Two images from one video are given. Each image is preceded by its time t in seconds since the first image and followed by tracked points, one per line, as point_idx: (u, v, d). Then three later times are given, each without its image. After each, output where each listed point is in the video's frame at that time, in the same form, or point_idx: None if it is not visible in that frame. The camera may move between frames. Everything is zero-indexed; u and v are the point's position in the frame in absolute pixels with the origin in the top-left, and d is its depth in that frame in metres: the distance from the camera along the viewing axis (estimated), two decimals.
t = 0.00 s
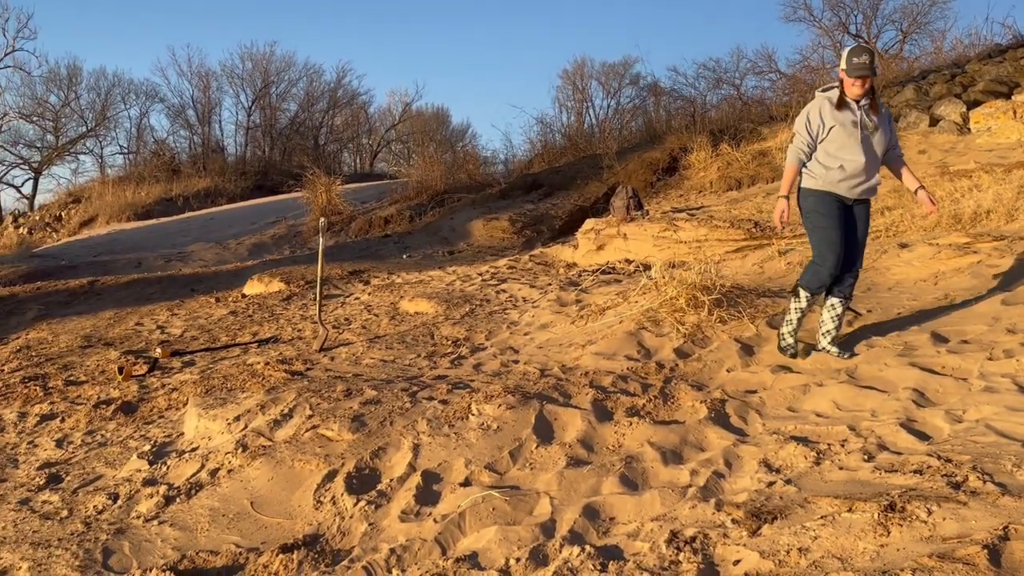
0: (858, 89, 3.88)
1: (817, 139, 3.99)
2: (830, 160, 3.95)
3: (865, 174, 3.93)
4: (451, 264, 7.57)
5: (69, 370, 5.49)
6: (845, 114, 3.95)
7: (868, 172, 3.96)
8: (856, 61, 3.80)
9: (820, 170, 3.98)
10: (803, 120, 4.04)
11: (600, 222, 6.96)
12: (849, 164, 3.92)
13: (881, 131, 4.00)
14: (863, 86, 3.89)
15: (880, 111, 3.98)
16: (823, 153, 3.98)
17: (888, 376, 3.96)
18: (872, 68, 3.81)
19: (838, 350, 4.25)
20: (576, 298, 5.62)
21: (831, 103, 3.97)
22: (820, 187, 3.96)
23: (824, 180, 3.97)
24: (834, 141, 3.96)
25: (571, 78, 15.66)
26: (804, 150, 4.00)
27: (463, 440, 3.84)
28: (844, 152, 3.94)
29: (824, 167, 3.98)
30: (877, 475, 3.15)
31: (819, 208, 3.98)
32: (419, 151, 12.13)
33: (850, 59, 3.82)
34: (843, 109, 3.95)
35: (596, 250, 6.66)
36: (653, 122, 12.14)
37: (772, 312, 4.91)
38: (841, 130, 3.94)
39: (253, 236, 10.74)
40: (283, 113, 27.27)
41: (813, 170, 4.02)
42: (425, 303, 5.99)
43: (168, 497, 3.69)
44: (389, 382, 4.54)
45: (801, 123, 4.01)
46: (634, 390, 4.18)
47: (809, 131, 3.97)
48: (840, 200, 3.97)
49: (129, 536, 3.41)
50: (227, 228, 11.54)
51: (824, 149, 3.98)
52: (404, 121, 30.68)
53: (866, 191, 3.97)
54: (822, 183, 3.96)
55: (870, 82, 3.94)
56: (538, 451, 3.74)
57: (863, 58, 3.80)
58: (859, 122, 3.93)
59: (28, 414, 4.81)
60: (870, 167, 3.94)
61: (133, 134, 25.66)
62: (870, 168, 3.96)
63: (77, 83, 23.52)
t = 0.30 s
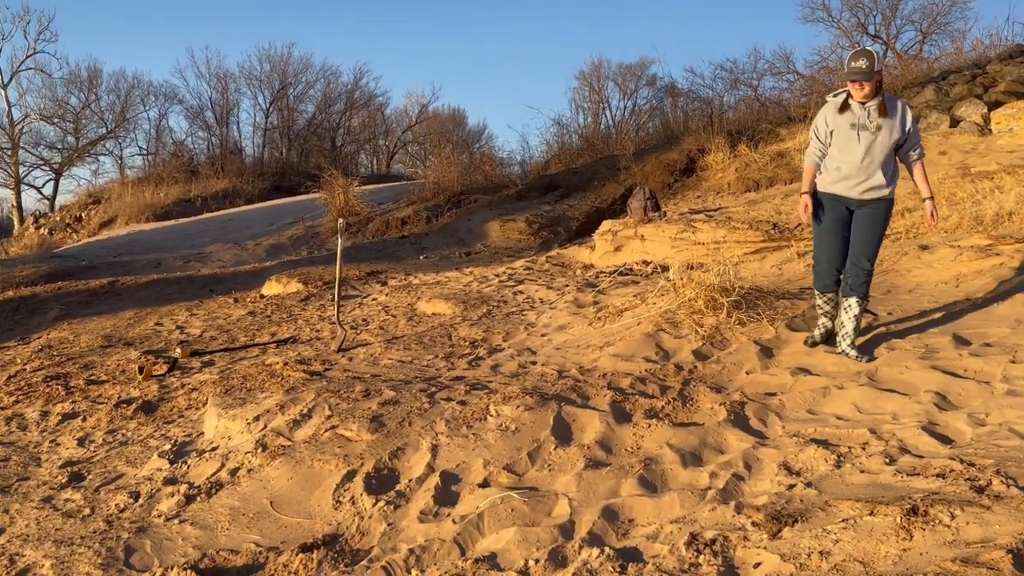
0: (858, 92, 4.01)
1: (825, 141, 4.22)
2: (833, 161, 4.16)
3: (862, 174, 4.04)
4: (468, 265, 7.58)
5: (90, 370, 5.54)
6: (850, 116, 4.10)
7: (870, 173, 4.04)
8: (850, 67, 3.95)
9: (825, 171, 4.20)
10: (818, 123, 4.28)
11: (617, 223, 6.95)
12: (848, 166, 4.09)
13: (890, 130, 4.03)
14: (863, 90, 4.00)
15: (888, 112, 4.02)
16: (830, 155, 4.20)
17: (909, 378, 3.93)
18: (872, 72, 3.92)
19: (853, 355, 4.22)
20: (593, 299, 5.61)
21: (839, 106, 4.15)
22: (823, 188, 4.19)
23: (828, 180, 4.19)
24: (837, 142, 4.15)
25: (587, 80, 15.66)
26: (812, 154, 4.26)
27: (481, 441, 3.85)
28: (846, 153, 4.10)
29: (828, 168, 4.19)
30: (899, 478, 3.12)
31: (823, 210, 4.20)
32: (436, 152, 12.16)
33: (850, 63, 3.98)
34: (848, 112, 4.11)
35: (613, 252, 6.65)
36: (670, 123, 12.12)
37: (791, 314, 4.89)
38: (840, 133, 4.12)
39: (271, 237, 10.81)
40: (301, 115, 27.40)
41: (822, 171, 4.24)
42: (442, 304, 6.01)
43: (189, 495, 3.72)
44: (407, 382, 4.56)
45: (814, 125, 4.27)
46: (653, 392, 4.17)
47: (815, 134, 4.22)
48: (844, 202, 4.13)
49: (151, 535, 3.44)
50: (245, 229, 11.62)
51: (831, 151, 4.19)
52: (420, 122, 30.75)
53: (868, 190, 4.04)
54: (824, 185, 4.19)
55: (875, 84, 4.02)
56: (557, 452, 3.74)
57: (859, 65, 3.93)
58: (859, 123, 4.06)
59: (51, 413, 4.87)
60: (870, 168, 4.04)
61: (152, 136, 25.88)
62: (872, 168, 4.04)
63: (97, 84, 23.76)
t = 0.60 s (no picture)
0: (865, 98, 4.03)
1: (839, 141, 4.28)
2: (845, 162, 4.23)
3: (872, 176, 4.10)
4: (486, 266, 7.60)
5: (113, 370, 5.61)
6: (859, 119, 4.13)
7: (881, 174, 4.09)
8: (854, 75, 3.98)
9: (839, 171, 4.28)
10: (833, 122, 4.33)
11: (635, 224, 6.95)
12: (858, 166, 4.16)
13: (900, 130, 4.04)
14: (869, 94, 4.02)
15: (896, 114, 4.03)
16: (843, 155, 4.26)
17: (932, 382, 3.89)
18: (876, 79, 3.94)
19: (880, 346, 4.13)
20: (611, 301, 5.61)
21: (850, 108, 4.18)
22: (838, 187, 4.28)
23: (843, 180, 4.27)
24: (848, 144, 4.21)
25: (605, 81, 15.67)
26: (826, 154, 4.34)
27: (501, 442, 3.86)
28: (857, 155, 4.16)
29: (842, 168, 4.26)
30: (922, 482, 3.10)
31: (842, 209, 4.27)
32: (454, 153, 12.19)
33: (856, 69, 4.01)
34: (858, 114, 4.14)
35: (632, 253, 6.65)
36: (688, 124, 12.09)
37: (811, 316, 4.86)
38: (850, 134, 4.18)
39: (290, 238, 10.89)
40: (319, 116, 27.55)
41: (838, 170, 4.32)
42: (460, 305, 6.03)
43: (211, 495, 3.76)
44: (427, 383, 4.58)
45: (828, 125, 4.33)
46: (672, 394, 4.16)
47: (828, 135, 4.29)
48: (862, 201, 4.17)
49: (173, 533, 3.48)
50: (264, 231, 11.70)
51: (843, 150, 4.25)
52: (437, 124, 30.84)
53: (879, 189, 4.09)
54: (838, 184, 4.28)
55: (883, 87, 4.02)
56: (577, 454, 3.74)
57: (863, 74, 3.95)
58: (867, 125, 4.10)
59: (74, 412, 4.93)
60: (880, 170, 4.08)
61: (172, 138, 26.12)
62: (883, 170, 4.08)
63: (119, 87, 24.00)
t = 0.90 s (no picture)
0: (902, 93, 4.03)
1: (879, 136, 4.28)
2: (883, 158, 4.23)
3: (908, 172, 4.09)
4: (506, 267, 7.62)
5: (136, 369, 5.67)
6: (897, 115, 4.13)
7: (917, 170, 4.07)
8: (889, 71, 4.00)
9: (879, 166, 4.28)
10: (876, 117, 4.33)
11: (655, 225, 6.93)
12: (893, 162, 4.16)
13: (937, 125, 3.99)
14: (906, 90, 4.02)
15: (934, 109, 3.99)
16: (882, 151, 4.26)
17: (957, 384, 3.85)
18: (912, 76, 3.93)
19: (927, 339, 4.30)
20: (632, 302, 5.60)
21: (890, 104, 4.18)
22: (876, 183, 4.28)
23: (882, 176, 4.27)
24: (886, 139, 4.21)
25: (625, 81, 15.65)
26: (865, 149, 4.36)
27: (521, 443, 3.86)
28: (894, 151, 4.16)
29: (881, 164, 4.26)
30: (946, 485, 3.07)
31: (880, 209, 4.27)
32: (474, 155, 12.22)
33: (892, 65, 4.02)
34: (897, 109, 4.14)
35: (652, 255, 6.64)
36: (708, 125, 12.04)
37: (833, 318, 4.82)
38: (888, 130, 4.19)
39: (311, 239, 10.97)
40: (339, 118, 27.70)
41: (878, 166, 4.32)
42: (480, 306, 6.04)
43: (234, 493, 3.79)
44: (447, 383, 4.59)
45: (871, 120, 4.34)
46: (694, 395, 4.15)
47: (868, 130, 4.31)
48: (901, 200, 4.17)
49: (197, 531, 3.51)
50: (284, 232, 11.78)
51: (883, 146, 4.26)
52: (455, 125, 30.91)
53: (915, 188, 4.08)
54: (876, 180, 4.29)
55: (921, 82, 3.99)
56: (597, 455, 3.74)
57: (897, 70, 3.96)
58: (901, 120, 4.10)
59: (99, 410, 4.99)
60: (916, 166, 4.07)
61: (194, 139, 26.37)
62: (919, 166, 4.06)
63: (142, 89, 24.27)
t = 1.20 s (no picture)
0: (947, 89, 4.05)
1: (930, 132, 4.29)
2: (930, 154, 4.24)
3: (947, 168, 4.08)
4: (527, 267, 7.62)
5: (162, 368, 5.74)
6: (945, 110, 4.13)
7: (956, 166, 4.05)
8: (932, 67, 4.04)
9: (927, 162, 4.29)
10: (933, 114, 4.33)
11: (678, 225, 6.91)
12: (937, 158, 4.17)
13: (977, 122, 3.96)
14: (950, 86, 4.03)
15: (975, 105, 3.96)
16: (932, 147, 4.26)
17: (985, 386, 3.80)
18: (955, 72, 3.94)
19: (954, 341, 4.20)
20: (654, 302, 5.58)
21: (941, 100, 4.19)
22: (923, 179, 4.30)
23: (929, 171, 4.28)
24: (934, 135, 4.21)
25: (646, 81, 15.59)
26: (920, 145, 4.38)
27: (544, 443, 3.86)
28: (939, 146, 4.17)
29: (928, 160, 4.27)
30: (974, 487, 3.03)
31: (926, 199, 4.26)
32: (495, 155, 12.25)
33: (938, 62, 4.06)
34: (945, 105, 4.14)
35: (675, 255, 6.62)
36: (731, 125, 11.97)
37: (858, 318, 4.77)
38: (936, 126, 4.19)
39: (334, 239, 11.06)
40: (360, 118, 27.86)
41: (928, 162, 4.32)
42: (502, 306, 6.05)
43: (259, 491, 3.83)
44: (469, 382, 4.61)
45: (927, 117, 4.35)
46: (717, 396, 4.13)
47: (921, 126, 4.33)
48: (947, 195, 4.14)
49: (222, 528, 3.55)
50: (307, 232, 11.86)
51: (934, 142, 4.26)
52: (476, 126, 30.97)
53: (953, 184, 4.07)
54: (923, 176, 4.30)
55: (965, 78, 3.98)
56: (620, 455, 3.73)
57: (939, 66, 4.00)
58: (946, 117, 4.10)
59: (125, 408, 5.06)
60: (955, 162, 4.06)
61: (217, 140, 26.62)
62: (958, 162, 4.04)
63: (166, 90, 24.54)
